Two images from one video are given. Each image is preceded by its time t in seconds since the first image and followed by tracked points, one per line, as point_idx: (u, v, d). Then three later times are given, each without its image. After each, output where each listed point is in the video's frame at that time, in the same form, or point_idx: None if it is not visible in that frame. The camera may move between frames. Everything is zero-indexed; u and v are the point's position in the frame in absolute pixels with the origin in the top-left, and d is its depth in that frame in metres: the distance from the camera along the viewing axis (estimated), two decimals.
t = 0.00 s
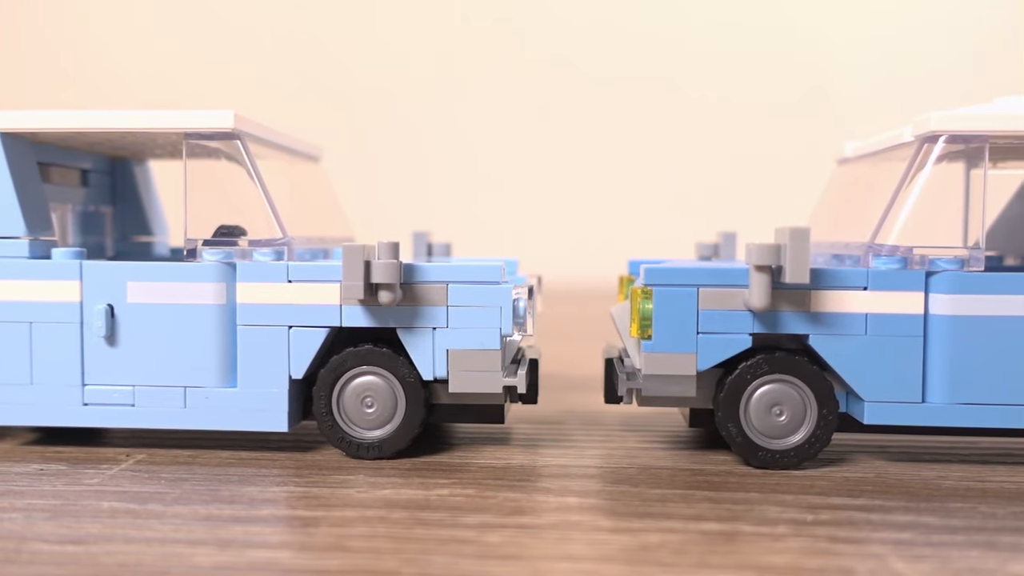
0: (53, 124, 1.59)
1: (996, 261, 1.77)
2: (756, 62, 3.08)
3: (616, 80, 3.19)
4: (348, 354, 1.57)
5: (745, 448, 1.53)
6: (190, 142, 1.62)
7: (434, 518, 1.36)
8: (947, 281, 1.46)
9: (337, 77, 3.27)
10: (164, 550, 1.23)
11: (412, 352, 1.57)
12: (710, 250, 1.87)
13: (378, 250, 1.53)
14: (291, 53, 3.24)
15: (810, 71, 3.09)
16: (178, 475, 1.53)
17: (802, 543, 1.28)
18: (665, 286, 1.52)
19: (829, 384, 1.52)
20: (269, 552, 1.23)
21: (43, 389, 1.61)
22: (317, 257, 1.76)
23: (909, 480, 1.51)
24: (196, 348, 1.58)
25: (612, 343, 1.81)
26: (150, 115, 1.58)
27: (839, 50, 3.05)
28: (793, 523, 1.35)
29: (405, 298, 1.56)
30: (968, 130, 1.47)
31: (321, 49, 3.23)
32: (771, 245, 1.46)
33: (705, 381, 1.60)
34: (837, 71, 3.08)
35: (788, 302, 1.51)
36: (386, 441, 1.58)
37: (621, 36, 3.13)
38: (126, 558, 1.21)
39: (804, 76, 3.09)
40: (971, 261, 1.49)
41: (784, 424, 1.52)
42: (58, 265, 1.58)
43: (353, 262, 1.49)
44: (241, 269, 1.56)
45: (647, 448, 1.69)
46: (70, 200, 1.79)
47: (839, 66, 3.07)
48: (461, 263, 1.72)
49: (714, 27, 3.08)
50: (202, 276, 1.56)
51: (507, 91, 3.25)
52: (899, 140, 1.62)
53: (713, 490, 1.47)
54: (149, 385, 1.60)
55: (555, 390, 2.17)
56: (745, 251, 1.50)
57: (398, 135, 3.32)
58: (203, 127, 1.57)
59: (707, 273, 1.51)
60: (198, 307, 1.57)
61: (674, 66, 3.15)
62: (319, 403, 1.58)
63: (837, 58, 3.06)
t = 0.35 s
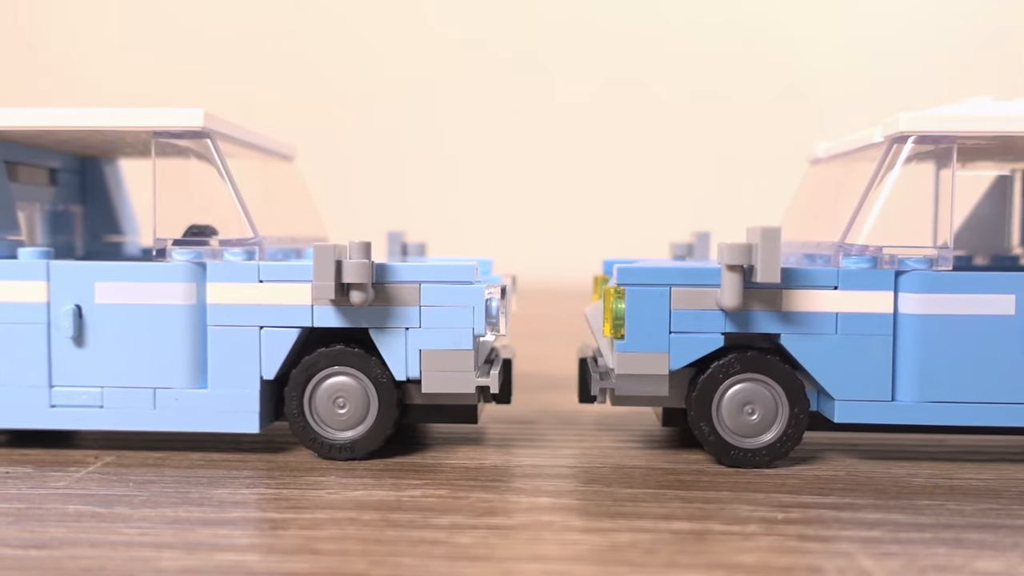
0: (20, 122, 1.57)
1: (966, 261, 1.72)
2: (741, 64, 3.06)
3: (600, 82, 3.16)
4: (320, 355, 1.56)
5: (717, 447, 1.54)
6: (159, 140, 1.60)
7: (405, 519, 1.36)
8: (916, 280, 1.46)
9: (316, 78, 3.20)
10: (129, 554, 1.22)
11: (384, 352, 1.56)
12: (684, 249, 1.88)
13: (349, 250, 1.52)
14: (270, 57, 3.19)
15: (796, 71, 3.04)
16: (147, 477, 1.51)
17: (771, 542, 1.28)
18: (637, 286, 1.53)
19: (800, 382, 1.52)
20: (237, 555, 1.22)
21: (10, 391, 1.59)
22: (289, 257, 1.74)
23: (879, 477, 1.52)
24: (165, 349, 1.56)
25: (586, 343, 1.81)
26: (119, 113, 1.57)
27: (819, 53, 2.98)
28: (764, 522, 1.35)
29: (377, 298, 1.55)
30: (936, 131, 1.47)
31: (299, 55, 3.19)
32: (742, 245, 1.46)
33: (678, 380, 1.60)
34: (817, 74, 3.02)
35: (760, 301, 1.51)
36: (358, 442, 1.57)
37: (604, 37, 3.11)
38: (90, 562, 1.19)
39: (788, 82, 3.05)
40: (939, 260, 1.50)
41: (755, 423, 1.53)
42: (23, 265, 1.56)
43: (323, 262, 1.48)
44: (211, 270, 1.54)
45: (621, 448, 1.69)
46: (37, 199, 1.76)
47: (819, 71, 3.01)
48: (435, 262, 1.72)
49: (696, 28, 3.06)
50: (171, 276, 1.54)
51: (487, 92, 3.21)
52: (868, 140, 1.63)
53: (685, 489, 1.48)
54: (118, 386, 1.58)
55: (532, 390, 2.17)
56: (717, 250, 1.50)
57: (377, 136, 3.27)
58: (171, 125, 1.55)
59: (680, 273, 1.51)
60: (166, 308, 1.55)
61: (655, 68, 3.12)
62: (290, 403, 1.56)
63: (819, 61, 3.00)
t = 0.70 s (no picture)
0: None
1: (936, 261, 1.78)
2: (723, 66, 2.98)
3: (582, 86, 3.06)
4: (291, 356, 1.55)
5: (690, 446, 1.54)
6: (126, 139, 1.58)
7: (376, 521, 1.35)
8: (885, 280, 1.47)
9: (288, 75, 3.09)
10: (93, 559, 1.19)
11: (356, 352, 1.55)
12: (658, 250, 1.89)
13: (321, 250, 1.51)
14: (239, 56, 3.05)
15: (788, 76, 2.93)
16: (114, 480, 1.49)
17: (742, 541, 1.28)
18: (610, 286, 1.52)
19: (772, 381, 1.53)
20: (204, 559, 1.20)
21: None
22: (260, 257, 1.73)
23: (850, 476, 1.53)
24: (133, 350, 1.54)
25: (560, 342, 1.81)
26: (84, 110, 1.54)
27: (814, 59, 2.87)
28: (735, 521, 1.35)
29: (349, 298, 1.54)
30: (906, 131, 1.49)
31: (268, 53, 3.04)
32: (714, 244, 1.46)
33: (651, 380, 1.60)
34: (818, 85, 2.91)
35: (732, 300, 1.51)
36: (330, 443, 1.56)
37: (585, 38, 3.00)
38: (53, 567, 1.17)
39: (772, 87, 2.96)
40: (909, 260, 1.51)
41: (728, 422, 1.53)
42: None
43: (294, 261, 1.47)
44: (180, 270, 1.52)
45: (595, 448, 1.69)
46: (6, 198, 1.75)
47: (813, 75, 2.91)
48: (407, 262, 1.71)
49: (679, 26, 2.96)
50: (140, 276, 1.52)
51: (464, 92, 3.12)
52: (839, 140, 1.64)
53: (658, 489, 1.48)
54: (85, 387, 1.56)
55: (507, 389, 2.17)
56: (689, 250, 1.50)
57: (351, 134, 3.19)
58: (143, 123, 1.54)
59: (652, 272, 1.52)
60: (135, 308, 1.53)
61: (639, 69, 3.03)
62: (262, 405, 1.55)
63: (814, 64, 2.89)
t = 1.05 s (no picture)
0: None
1: (908, 260, 1.79)
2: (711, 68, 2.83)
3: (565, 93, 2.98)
4: (263, 356, 1.54)
5: (663, 445, 1.54)
6: (94, 137, 1.55)
7: (346, 523, 1.34)
8: (857, 280, 1.48)
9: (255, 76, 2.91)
10: (57, 564, 1.18)
11: (329, 353, 1.54)
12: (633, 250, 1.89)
13: (292, 250, 1.49)
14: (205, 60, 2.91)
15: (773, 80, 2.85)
16: (82, 483, 1.47)
17: (713, 540, 1.29)
18: (584, 285, 1.52)
19: (745, 381, 1.53)
20: (170, 562, 1.19)
21: None
22: (233, 256, 1.72)
23: (821, 474, 1.54)
24: (102, 351, 1.52)
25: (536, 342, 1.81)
26: (51, 107, 1.52)
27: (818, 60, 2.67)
28: (707, 520, 1.35)
29: (321, 298, 1.53)
30: (875, 131, 1.49)
31: (228, 53, 2.81)
32: (688, 244, 1.46)
33: (625, 380, 1.60)
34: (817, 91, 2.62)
35: (705, 300, 1.51)
36: (302, 445, 1.55)
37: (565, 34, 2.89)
38: (15, 572, 1.15)
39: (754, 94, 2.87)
40: (880, 259, 1.53)
41: (701, 421, 1.54)
42: None
43: (266, 261, 1.46)
44: (150, 270, 1.51)
45: (569, 448, 1.68)
46: None
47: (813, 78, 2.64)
48: (381, 262, 1.70)
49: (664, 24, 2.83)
50: (108, 277, 1.50)
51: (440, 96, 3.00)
52: (813, 140, 1.64)
53: (631, 488, 1.48)
54: (53, 389, 1.54)
55: (484, 390, 2.16)
56: (663, 249, 1.50)
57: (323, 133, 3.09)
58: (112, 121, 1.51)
59: (626, 271, 1.51)
60: (104, 309, 1.51)
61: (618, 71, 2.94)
62: (233, 406, 1.54)
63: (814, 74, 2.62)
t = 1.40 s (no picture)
0: None
1: (880, 259, 1.80)
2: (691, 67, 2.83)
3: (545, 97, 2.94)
4: (234, 357, 1.52)
5: (638, 445, 1.54)
6: (63, 135, 1.53)
7: (318, 525, 1.32)
8: (829, 280, 1.49)
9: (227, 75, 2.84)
10: (20, 569, 1.15)
11: (301, 353, 1.53)
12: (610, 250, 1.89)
13: (264, 249, 1.48)
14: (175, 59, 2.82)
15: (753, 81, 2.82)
16: (49, 487, 1.45)
17: (685, 539, 1.28)
18: (559, 285, 1.52)
19: (719, 380, 1.53)
20: (137, 566, 1.17)
21: None
22: (205, 256, 1.71)
23: (794, 473, 1.54)
24: (69, 353, 1.50)
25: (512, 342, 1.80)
26: (18, 104, 1.50)
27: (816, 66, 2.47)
28: (680, 520, 1.35)
29: (293, 298, 1.52)
30: (847, 131, 1.50)
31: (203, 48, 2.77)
32: (661, 244, 1.46)
33: (600, 380, 1.59)
34: (816, 94, 2.49)
35: (679, 299, 1.51)
36: (274, 446, 1.53)
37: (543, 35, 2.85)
38: None
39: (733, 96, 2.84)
40: (852, 259, 1.53)
41: (675, 421, 1.54)
42: None
43: (236, 261, 1.44)
44: (119, 270, 1.49)
45: (544, 448, 1.68)
46: None
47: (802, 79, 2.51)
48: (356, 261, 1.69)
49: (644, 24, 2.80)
50: (74, 277, 1.48)
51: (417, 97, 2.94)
52: (786, 140, 1.65)
53: (605, 488, 1.48)
54: (20, 391, 1.52)
55: (460, 390, 2.15)
56: (637, 249, 1.50)
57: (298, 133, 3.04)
58: (80, 118, 1.50)
59: (600, 271, 1.51)
60: (71, 310, 1.49)
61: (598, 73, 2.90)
62: (204, 407, 1.52)
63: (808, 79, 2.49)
